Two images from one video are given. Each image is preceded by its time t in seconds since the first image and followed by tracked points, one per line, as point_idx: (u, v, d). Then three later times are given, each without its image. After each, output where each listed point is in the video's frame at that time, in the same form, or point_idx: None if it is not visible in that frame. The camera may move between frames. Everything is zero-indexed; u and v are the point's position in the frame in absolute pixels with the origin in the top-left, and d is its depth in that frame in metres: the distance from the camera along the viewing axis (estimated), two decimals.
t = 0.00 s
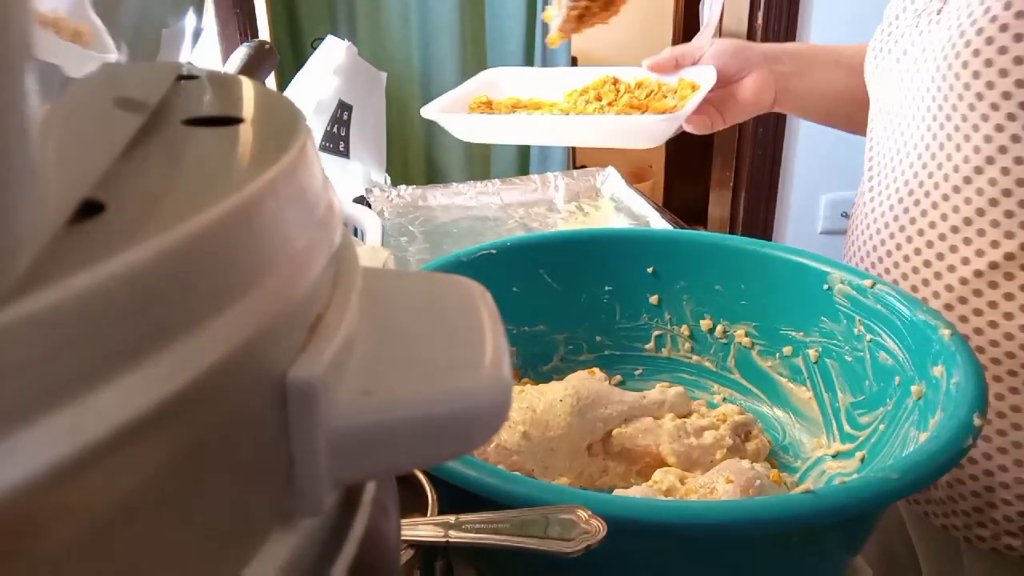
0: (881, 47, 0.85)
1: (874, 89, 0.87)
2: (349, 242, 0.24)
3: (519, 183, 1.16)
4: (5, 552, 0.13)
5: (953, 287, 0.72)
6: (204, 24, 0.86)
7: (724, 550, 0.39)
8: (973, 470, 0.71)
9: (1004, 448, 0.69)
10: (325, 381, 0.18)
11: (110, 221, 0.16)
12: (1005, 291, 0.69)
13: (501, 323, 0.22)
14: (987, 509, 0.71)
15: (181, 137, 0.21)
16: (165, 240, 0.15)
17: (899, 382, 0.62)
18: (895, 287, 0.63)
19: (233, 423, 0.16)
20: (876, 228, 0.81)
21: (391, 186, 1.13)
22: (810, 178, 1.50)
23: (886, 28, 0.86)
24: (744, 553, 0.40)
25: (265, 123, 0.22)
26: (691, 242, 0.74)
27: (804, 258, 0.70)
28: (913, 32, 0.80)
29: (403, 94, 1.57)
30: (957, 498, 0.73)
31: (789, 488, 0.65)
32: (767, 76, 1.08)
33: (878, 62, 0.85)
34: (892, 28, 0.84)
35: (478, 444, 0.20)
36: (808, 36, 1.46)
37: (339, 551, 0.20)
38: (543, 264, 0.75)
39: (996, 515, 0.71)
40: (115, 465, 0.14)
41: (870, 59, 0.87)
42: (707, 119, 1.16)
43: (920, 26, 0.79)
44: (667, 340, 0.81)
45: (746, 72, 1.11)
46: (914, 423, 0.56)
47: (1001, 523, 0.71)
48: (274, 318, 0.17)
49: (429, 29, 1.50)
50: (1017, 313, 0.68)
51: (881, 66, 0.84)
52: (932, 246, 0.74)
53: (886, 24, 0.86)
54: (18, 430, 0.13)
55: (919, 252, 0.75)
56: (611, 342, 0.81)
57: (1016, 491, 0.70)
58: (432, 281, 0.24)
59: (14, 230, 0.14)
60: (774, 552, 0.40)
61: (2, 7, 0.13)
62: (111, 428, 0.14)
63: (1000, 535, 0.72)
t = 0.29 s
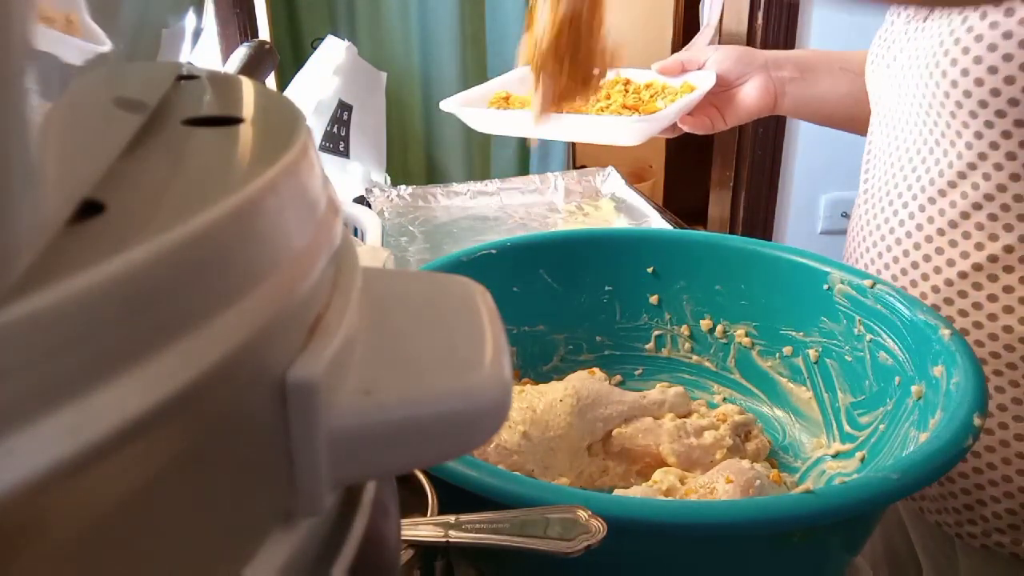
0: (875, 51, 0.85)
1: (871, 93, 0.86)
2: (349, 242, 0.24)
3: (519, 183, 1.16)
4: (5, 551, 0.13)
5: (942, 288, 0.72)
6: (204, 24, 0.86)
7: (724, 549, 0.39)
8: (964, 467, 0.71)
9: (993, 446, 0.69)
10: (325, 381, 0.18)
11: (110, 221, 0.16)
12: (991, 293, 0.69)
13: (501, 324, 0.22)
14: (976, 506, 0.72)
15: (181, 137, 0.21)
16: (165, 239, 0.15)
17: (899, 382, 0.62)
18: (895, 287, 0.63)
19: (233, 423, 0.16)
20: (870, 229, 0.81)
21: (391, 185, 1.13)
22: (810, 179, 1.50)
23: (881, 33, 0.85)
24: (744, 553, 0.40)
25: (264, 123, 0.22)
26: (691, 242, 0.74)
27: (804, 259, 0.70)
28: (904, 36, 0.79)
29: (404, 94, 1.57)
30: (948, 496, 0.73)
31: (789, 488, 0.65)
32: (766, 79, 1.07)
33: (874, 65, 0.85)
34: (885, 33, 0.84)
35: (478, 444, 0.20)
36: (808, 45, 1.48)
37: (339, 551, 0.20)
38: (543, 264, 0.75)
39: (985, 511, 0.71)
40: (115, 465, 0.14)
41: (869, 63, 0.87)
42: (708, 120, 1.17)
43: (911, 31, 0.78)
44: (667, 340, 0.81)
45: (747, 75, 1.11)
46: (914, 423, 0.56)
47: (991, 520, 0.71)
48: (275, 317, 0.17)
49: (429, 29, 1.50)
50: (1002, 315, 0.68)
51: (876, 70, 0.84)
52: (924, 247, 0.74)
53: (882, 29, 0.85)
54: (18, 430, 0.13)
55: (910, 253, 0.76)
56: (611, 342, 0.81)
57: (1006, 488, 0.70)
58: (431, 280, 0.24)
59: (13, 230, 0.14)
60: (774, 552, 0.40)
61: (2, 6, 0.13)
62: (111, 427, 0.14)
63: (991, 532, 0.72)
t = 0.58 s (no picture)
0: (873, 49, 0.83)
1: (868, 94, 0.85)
2: (349, 242, 0.24)
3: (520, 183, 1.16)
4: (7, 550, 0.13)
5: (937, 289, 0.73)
6: (204, 24, 0.86)
7: (723, 549, 0.39)
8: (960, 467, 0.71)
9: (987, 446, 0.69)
10: (325, 380, 0.18)
11: (110, 221, 0.16)
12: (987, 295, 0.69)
13: (501, 324, 0.22)
14: (971, 505, 0.72)
15: (180, 137, 0.21)
16: (165, 239, 0.15)
17: (899, 382, 0.62)
18: (895, 287, 0.63)
19: (233, 422, 0.16)
20: (866, 228, 0.81)
21: (391, 185, 1.12)
22: (809, 179, 1.50)
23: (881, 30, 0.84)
24: (743, 553, 0.40)
25: (264, 123, 0.22)
26: (691, 242, 0.74)
27: (804, 259, 0.70)
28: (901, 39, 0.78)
29: (404, 94, 1.57)
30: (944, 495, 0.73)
31: (789, 488, 0.65)
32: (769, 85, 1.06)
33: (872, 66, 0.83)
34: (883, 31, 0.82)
35: (478, 444, 0.20)
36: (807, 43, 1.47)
37: (339, 551, 0.20)
38: (543, 264, 0.75)
39: (981, 511, 0.71)
40: (116, 465, 0.14)
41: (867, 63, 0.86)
42: (713, 123, 1.09)
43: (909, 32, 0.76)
44: (667, 340, 0.81)
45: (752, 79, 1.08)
46: (914, 423, 0.56)
47: (987, 520, 0.71)
48: (275, 316, 0.17)
49: (429, 29, 1.50)
50: (995, 318, 0.69)
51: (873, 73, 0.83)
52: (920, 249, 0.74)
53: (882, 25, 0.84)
54: (19, 430, 0.13)
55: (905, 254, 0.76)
56: (611, 342, 0.81)
57: (1002, 488, 0.70)
58: (432, 281, 0.24)
59: (14, 230, 0.14)
60: (774, 552, 0.40)
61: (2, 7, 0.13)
62: (111, 427, 0.14)
63: (988, 531, 0.72)
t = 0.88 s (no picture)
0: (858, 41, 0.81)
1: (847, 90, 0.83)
2: (348, 242, 0.24)
3: (520, 183, 1.16)
4: (6, 551, 0.13)
5: (930, 292, 0.72)
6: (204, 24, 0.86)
7: (723, 548, 0.39)
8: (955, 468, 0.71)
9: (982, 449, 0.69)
10: (325, 380, 0.18)
11: (110, 220, 0.16)
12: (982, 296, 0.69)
13: (500, 323, 0.22)
14: (967, 507, 0.72)
15: (181, 138, 0.21)
16: (165, 240, 0.15)
17: (899, 382, 0.62)
18: (895, 288, 0.63)
19: (233, 422, 0.16)
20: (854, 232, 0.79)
21: (391, 185, 1.12)
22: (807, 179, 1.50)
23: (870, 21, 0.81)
24: (743, 554, 0.40)
25: (265, 123, 0.22)
26: (691, 242, 0.74)
27: (803, 259, 0.70)
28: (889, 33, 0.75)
29: (403, 94, 1.57)
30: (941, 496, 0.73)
31: (789, 488, 0.65)
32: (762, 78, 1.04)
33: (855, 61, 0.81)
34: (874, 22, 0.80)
35: (478, 444, 0.20)
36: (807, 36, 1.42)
37: (340, 551, 0.20)
38: (543, 264, 0.75)
39: (977, 511, 0.71)
40: (116, 465, 0.14)
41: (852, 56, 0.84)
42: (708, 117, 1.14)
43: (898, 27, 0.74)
44: (667, 340, 0.81)
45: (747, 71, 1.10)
46: (915, 423, 0.56)
47: (983, 520, 0.71)
48: (274, 316, 0.17)
49: (429, 29, 1.50)
50: (990, 319, 0.68)
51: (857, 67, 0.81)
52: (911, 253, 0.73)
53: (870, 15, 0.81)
54: (19, 429, 0.13)
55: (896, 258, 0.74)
56: (611, 342, 0.81)
57: (997, 489, 0.69)
58: (432, 281, 0.24)
59: (13, 231, 0.14)
60: (774, 552, 0.40)
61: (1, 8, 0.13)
62: (111, 428, 0.14)
63: (983, 532, 0.72)
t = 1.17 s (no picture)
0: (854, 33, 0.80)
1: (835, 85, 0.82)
2: (349, 242, 0.24)
3: (520, 183, 1.16)
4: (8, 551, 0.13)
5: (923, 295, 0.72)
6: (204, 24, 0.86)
7: (722, 549, 0.39)
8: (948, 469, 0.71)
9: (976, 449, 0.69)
10: (325, 380, 0.18)
11: (111, 220, 0.16)
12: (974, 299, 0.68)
13: (500, 323, 0.22)
14: (962, 507, 0.71)
15: (181, 138, 0.21)
16: (165, 240, 0.15)
17: (899, 382, 0.62)
18: (895, 288, 0.63)
19: (233, 421, 0.16)
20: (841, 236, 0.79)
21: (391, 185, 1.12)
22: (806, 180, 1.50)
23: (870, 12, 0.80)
24: (742, 554, 0.40)
25: (265, 123, 0.22)
26: (691, 242, 0.74)
27: (803, 259, 0.70)
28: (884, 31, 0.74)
29: (404, 94, 1.57)
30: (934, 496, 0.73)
31: (789, 488, 0.65)
32: (765, 71, 1.07)
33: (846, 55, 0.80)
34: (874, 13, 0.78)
35: (478, 444, 0.20)
36: (808, 36, 1.42)
37: (339, 551, 0.20)
38: (543, 264, 0.75)
39: (971, 512, 0.71)
40: (117, 465, 0.14)
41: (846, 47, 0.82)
42: (708, 106, 1.19)
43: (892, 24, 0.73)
44: (667, 340, 0.81)
45: (747, 66, 1.12)
46: (914, 423, 0.56)
47: (977, 520, 0.71)
48: (275, 316, 0.17)
49: (429, 29, 1.50)
50: (983, 322, 0.68)
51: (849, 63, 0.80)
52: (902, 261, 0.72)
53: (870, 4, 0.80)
54: (19, 429, 0.13)
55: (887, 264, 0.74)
56: (611, 342, 0.81)
57: (990, 489, 0.69)
58: (432, 281, 0.24)
59: (13, 231, 0.14)
60: (773, 552, 0.40)
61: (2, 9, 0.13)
62: (111, 427, 0.14)
63: (978, 532, 0.71)
